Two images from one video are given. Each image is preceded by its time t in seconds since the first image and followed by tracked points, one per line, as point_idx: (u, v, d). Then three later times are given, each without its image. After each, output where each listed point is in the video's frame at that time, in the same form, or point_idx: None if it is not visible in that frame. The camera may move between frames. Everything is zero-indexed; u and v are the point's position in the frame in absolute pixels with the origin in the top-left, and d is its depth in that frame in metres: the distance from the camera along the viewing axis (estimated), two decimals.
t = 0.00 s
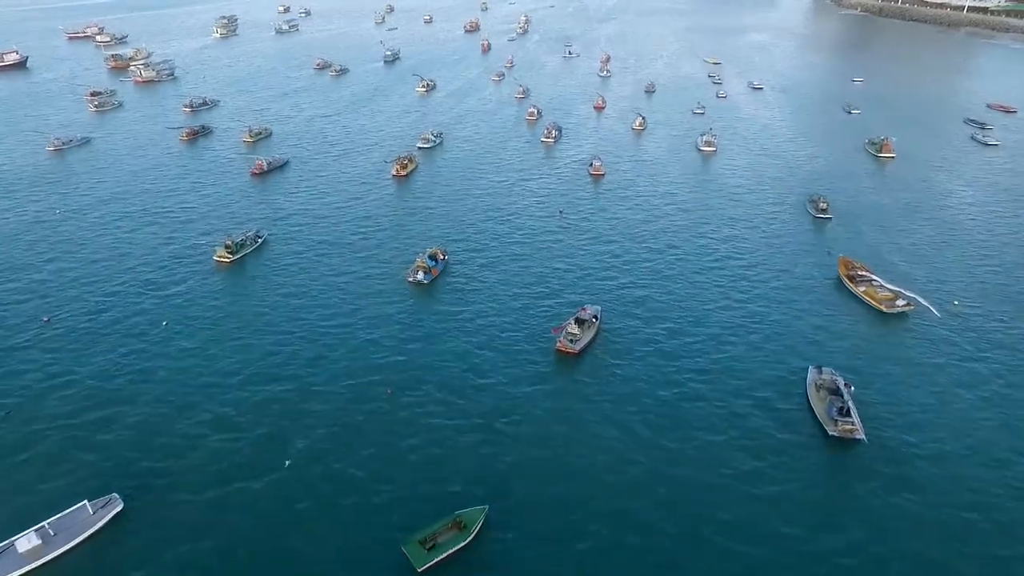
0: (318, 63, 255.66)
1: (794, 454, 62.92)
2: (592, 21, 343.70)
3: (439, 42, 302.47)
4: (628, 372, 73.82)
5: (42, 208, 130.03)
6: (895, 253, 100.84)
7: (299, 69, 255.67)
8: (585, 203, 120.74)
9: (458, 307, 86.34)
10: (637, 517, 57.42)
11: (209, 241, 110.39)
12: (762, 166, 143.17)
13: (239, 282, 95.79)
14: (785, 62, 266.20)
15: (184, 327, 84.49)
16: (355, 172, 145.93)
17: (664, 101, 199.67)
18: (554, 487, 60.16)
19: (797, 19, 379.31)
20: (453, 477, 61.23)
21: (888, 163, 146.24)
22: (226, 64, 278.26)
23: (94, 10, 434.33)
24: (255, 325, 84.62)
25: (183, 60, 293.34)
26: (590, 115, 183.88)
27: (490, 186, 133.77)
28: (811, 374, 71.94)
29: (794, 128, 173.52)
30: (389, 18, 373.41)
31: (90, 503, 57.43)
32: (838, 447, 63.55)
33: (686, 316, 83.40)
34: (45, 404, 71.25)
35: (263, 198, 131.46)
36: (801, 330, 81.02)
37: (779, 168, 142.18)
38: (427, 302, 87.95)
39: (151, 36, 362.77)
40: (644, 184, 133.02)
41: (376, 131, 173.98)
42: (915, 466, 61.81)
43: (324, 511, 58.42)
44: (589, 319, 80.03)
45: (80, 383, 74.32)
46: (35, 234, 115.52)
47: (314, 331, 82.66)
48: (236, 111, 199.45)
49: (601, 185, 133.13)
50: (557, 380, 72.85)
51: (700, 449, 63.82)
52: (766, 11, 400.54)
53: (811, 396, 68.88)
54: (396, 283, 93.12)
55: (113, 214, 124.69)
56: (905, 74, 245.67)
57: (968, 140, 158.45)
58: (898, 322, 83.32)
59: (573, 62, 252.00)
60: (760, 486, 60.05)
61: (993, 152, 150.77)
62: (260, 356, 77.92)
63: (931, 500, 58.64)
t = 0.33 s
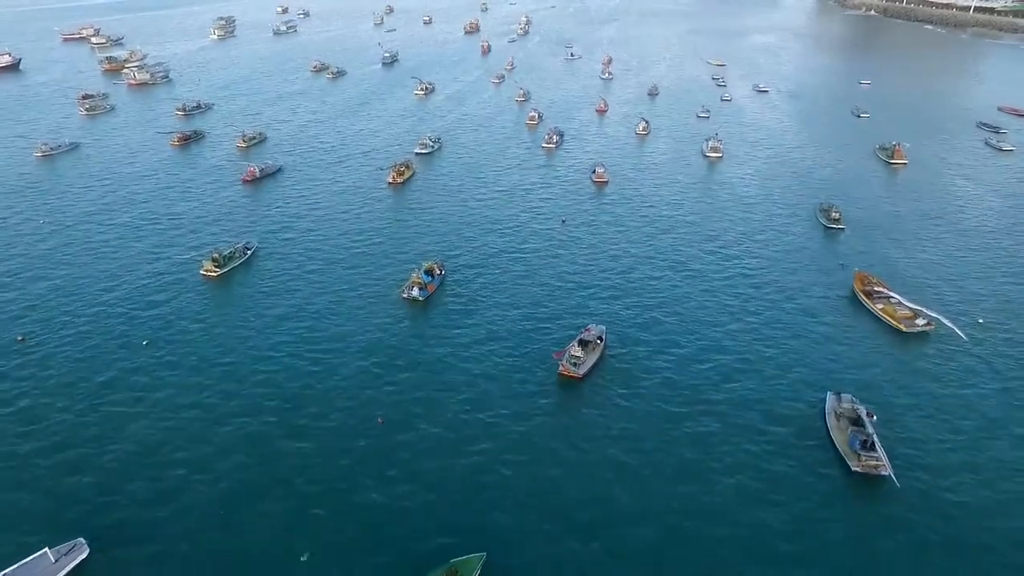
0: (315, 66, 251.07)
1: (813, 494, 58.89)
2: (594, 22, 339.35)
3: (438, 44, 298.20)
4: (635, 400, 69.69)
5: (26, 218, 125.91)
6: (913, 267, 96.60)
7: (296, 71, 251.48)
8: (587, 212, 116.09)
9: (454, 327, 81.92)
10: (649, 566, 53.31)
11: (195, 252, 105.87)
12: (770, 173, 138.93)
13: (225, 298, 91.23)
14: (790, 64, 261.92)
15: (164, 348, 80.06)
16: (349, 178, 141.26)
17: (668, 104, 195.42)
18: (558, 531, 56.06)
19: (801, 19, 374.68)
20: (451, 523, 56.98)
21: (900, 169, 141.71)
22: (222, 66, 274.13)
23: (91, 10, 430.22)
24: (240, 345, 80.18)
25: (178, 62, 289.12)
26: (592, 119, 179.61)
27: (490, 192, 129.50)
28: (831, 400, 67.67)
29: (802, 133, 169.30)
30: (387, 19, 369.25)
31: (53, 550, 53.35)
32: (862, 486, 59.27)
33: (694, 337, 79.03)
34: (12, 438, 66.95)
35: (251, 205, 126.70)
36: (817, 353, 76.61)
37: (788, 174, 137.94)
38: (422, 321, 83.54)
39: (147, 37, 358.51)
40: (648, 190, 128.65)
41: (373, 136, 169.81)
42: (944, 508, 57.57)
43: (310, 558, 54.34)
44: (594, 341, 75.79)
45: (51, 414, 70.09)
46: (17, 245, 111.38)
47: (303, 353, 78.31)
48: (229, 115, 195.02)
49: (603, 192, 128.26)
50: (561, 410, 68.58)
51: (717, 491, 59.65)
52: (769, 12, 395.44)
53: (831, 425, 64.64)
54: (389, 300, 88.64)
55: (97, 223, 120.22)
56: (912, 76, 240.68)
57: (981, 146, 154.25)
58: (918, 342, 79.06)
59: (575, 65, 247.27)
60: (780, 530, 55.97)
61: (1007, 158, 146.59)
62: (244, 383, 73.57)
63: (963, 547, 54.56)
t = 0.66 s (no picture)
0: (311, 68, 246.98)
1: (836, 537, 54.93)
2: (595, 24, 335.20)
3: (437, 45, 294.07)
4: (644, 430, 65.71)
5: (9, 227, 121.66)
6: (930, 282, 92.56)
7: (292, 74, 247.44)
8: (590, 222, 111.93)
9: (452, 349, 77.78)
10: None
11: (183, 263, 101.83)
12: (778, 180, 134.91)
13: (211, 313, 87.04)
14: (794, 66, 257.90)
15: (146, 370, 76.11)
16: (345, 185, 137.10)
17: (671, 107, 191.28)
18: None
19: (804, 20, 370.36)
20: (453, 561, 53.38)
21: (912, 176, 137.54)
22: (218, 68, 270.14)
23: (88, 11, 426.30)
24: (227, 367, 76.29)
25: (174, 64, 284.89)
26: (593, 123, 175.48)
27: (489, 199, 125.28)
28: (852, 432, 63.74)
29: (809, 138, 165.31)
30: (386, 20, 365.07)
31: None
32: (889, 529, 55.22)
33: (705, 360, 74.95)
34: None
35: (244, 212, 122.57)
36: (835, 378, 72.60)
37: (796, 181, 133.87)
38: (418, 341, 79.40)
39: (142, 38, 354.22)
40: (653, 197, 124.54)
41: (370, 140, 165.74)
42: (977, 553, 53.58)
43: None
44: (598, 366, 71.85)
45: (24, 446, 66.02)
46: None
47: (293, 375, 74.41)
48: (223, 119, 190.96)
49: (606, 200, 123.74)
50: (566, 441, 64.66)
51: (736, 527, 55.99)
52: (772, 13, 390.74)
53: (853, 460, 60.72)
54: (384, 317, 84.46)
55: (82, 233, 116.18)
56: (920, 79, 236.39)
57: (994, 152, 150.26)
58: (940, 365, 75.08)
59: (576, 67, 243.02)
60: None
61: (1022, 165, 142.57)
62: (231, 410, 69.73)
63: None
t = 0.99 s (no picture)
0: (308, 70, 242.81)
1: None
2: (596, 25, 331.56)
3: (436, 46, 290.21)
4: (652, 465, 61.54)
5: None
6: (950, 298, 88.30)
7: (289, 76, 243.60)
8: (593, 231, 107.68)
9: (448, 372, 73.66)
10: None
11: (167, 274, 97.34)
12: (787, 186, 130.66)
13: (195, 329, 82.59)
14: (798, 69, 253.85)
15: (126, 392, 71.82)
16: (339, 192, 132.66)
17: (675, 111, 187.19)
18: None
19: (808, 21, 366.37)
20: None
21: (925, 184, 133.24)
22: (214, 70, 266.33)
23: (85, 11, 422.56)
24: (211, 389, 71.92)
25: (169, 65, 281.22)
26: (596, 127, 171.42)
27: (489, 206, 121.06)
28: (878, 467, 59.46)
29: (816, 143, 161.24)
30: (385, 21, 361.28)
31: None
32: None
33: (717, 387, 70.67)
34: None
35: (233, 220, 118.12)
36: (855, 407, 68.31)
37: (806, 188, 129.58)
38: (412, 364, 75.09)
39: (138, 39, 350.44)
40: (658, 205, 120.29)
41: (366, 145, 161.70)
42: None
43: None
44: (604, 394, 67.73)
45: None
46: None
47: (281, 400, 70.15)
48: (217, 123, 186.81)
49: (609, 208, 119.04)
50: (570, 477, 60.43)
51: (755, 572, 52.22)
52: (775, 14, 386.66)
53: (881, 500, 56.38)
54: (377, 336, 80.19)
55: (66, 242, 112.09)
56: (928, 81, 231.88)
57: (1008, 159, 146.02)
58: (965, 391, 70.85)
59: (577, 69, 238.83)
60: None
61: None
62: (214, 438, 65.51)
63: None
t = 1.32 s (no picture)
0: (305, 72, 238.65)
1: None
2: (597, 26, 327.57)
3: (435, 48, 286.07)
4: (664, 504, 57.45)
5: None
6: (973, 317, 84.06)
7: (285, 78, 239.47)
8: (597, 242, 103.45)
9: (445, 400, 69.55)
10: None
11: (150, 283, 92.65)
12: (797, 191, 126.32)
13: (178, 351, 78.17)
14: (803, 70, 249.59)
15: (103, 421, 67.71)
16: (334, 199, 128.21)
17: (679, 114, 183.01)
18: None
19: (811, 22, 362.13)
20: None
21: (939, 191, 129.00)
22: (210, 72, 262.21)
23: (81, 12, 418.65)
24: (198, 417, 67.95)
25: (165, 67, 277.07)
26: (598, 131, 167.24)
27: (488, 213, 116.76)
28: (909, 510, 55.21)
29: (825, 148, 157.07)
30: (384, 22, 357.26)
31: None
32: None
33: (731, 419, 66.39)
34: None
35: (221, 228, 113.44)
36: (878, 440, 64.13)
37: (817, 193, 125.22)
38: (407, 391, 70.85)
39: (134, 40, 346.24)
40: (664, 211, 115.91)
41: (363, 150, 157.51)
42: None
43: None
44: (611, 425, 63.67)
45: None
46: None
47: (272, 430, 66.26)
48: (209, 127, 182.48)
49: (614, 216, 114.35)
50: (577, 518, 56.38)
51: None
52: (778, 14, 382.42)
53: (914, 547, 52.11)
54: (369, 359, 75.95)
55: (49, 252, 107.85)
56: (936, 83, 227.57)
57: None
58: (994, 420, 66.61)
59: (578, 72, 234.54)
60: None
61: None
62: (197, 472, 61.57)
63: None
